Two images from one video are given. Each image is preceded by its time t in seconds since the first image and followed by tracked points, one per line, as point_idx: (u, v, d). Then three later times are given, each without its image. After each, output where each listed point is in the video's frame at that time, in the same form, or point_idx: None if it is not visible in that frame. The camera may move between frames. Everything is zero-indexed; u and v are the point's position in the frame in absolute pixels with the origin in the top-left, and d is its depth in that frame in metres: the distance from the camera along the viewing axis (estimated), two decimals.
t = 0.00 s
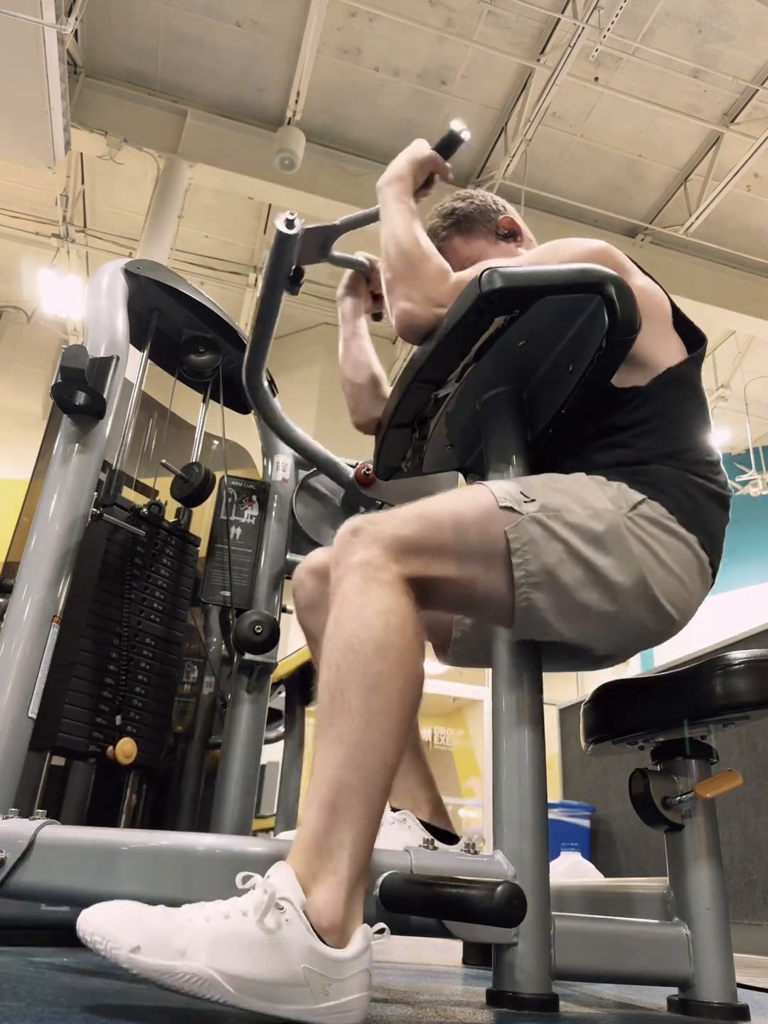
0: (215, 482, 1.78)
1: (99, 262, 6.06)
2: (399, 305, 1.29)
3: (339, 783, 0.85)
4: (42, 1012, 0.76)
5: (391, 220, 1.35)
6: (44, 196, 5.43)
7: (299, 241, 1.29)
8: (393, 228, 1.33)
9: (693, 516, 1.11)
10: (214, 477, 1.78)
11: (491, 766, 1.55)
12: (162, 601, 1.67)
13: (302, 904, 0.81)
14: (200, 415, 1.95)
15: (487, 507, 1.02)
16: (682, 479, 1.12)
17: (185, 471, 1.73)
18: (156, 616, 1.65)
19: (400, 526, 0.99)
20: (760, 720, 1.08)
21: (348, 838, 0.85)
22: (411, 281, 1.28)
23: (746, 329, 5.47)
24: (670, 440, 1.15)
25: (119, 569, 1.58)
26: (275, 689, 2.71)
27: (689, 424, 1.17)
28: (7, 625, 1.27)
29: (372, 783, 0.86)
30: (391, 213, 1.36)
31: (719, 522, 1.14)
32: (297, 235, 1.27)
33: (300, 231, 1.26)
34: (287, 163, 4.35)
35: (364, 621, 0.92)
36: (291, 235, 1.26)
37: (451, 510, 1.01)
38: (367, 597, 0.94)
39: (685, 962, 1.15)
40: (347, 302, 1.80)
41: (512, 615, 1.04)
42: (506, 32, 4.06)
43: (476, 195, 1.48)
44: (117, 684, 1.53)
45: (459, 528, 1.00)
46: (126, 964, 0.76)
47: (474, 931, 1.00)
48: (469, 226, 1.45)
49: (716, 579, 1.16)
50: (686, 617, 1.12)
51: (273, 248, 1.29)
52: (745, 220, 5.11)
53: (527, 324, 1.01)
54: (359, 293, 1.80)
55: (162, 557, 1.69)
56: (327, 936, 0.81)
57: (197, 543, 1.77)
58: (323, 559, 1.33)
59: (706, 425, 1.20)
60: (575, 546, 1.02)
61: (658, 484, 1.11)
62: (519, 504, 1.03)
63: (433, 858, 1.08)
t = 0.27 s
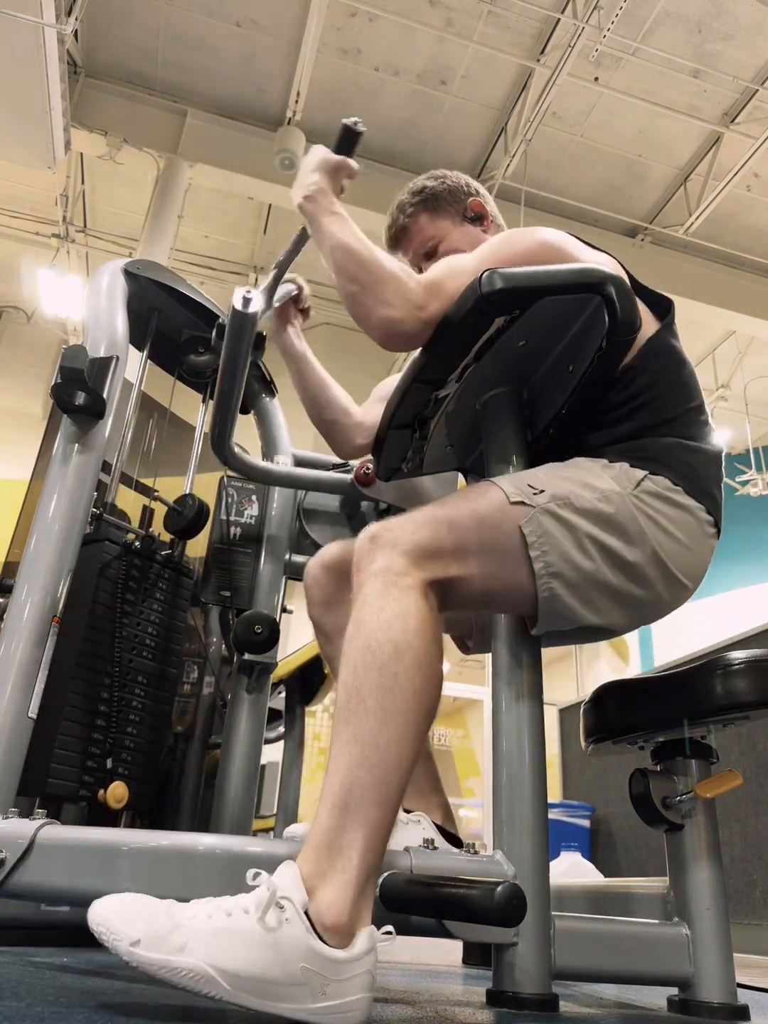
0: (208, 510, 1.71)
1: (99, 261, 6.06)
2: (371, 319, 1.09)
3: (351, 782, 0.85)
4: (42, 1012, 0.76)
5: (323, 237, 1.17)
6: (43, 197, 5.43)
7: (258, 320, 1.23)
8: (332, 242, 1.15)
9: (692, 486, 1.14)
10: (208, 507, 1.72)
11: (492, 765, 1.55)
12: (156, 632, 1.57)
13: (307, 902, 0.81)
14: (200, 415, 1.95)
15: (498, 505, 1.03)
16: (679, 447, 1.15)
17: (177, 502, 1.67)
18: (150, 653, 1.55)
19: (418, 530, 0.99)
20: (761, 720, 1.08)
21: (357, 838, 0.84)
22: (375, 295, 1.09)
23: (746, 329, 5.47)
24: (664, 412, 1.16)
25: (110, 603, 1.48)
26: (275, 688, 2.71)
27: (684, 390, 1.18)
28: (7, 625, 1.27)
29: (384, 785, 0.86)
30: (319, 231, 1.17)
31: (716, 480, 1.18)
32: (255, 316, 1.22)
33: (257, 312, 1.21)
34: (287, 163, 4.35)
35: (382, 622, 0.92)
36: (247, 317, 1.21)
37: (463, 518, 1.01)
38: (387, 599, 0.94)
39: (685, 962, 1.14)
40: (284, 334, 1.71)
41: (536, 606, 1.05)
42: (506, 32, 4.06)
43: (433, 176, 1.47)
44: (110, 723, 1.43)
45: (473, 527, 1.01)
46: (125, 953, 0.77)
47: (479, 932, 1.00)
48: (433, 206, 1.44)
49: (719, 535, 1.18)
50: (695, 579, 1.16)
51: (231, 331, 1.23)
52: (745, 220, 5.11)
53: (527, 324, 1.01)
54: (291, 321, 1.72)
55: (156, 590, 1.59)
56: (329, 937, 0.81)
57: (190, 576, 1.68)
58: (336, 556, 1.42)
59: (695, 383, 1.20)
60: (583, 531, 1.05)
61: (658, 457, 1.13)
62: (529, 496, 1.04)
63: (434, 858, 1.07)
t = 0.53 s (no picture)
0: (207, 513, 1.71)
1: (99, 262, 6.06)
2: (373, 321, 1.09)
3: (346, 786, 0.86)
4: (42, 1012, 0.76)
5: (316, 241, 1.16)
6: (44, 197, 5.43)
7: (256, 336, 1.23)
8: (328, 246, 1.14)
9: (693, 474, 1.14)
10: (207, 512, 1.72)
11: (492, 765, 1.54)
12: (155, 639, 1.57)
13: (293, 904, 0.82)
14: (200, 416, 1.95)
15: (503, 509, 1.02)
16: (681, 436, 1.15)
17: (177, 508, 1.67)
18: (149, 658, 1.55)
19: (421, 539, 1.01)
20: (761, 720, 1.08)
21: (349, 842, 0.85)
22: (375, 297, 1.09)
23: (746, 329, 5.48)
24: (664, 402, 1.15)
25: (109, 610, 1.47)
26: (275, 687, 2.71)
27: (684, 379, 1.17)
28: (7, 625, 1.27)
29: (377, 789, 0.86)
30: (311, 235, 1.16)
31: (716, 466, 1.18)
32: (254, 331, 1.22)
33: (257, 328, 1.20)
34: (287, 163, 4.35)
35: (384, 628, 0.94)
36: (247, 333, 1.21)
37: (464, 525, 1.01)
38: (391, 606, 0.96)
39: (685, 962, 1.14)
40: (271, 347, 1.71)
41: (546, 606, 1.05)
42: (506, 32, 4.06)
43: (431, 169, 1.48)
44: (109, 731, 1.43)
45: (475, 532, 1.01)
46: (111, 993, 0.80)
47: (483, 932, 1.00)
48: (433, 197, 1.45)
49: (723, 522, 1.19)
50: (703, 566, 1.16)
51: (229, 347, 1.23)
52: (745, 219, 5.11)
53: (528, 324, 1.01)
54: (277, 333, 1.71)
55: (155, 596, 1.59)
56: (319, 944, 0.81)
57: (189, 581, 1.68)
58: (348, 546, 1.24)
59: (692, 371, 1.20)
60: (589, 529, 1.05)
61: (660, 449, 1.14)
62: (534, 498, 1.03)
63: (434, 858, 1.07)
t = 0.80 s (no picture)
0: (208, 511, 1.71)
1: (99, 262, 6.06)
2: (373, 315, 1.09)
3: (341, 788, 0.86)
4: (42, 1012, 0.76)
5: (323, 238, 1.16)
6: (44, 196, 5.43)
7: (256, 324, 1.25)
8: (332, 241, 1.14)
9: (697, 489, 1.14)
10: (207, 508, 1.72)
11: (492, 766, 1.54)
12: (155, 635, 1.57)
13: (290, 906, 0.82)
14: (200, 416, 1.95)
15: (499, 518, 1.03)
16: (685, 451, 1.14)
17: (177, 503, 1.68)
18: (149, 654, 1.55)
19: (418, 539, 1.01)
20: (761, 719, 1.08)
21: (345, 842, 0.85)
22: (376, 293, 1.09)
23: (746, 329, 5.48)
24: (668, 417, 1.15)
25: (110, 605, 1.47)
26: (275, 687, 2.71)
27: (689, 395, 1.18)
28: (7, 625, 1.27)
29: (373, 790, 0.86)
30: (319, 232, 1.17)
31: (723, 482, 1.17)
32: (254, 318, 1.24)
33: (258, 314, 1.23)
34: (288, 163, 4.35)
35: (378, 630, 0.93)
36: (247, 320, 1.23)
37: (462, 531, 1.02)
38: (383, 606, 0.95)
39: (685, 962, 1.14)
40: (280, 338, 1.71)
41: (540, 614, 1.06)
42: (505, 32, 4.06)
43: (439, 176, 1.46)
44: (110, 728, 1.43)
45: (472, 539, 1.02)
46: (108, 998, 0.80)
47: (483, 932, 1.00)
48: (442, 207, 1.44)
49: (728, 540, 1.18)
50: (708, 586, 1.16)
51: (229, 335, 1.25)
52: (745, 219, 5.11)
53: (528, 324, 1.01)
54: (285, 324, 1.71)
55: (156, 592, 1.59)
56: (318, 941, 0.81)
57: (190, 578, 1.67)
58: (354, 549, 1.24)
59: (696, 386, 1.20)
60: (586, 542, 1.05)
61: (665, 468, 1.13)
62: (531, 509, 1.04)
63: (434, 857, 1.06)
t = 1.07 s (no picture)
0: (208, 510, 1.71)
1: (99, 262, 6.06)
2: (372, 313, 1.09)
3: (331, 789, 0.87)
4: (43, 1012, 0.76)
5: (324, 237, 1.16)
6: (44, 196, 5.43)
7: (257, 322, 1.25)
8: (332, 238, 1.14)
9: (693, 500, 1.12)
10: (207, 507, 1.72)
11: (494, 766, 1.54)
12: (155, 634, 1.57)
13: (288, 903, 0.82)
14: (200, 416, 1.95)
15: (479, 523, 1.04)
16: (684, 458, 1.13)
17: (177, 503, 1.67)
18: (149, 654, 1.55)
19: (411, 543, 1.03)
20: (761, 719, 1.08)
21: (338, 839, 0.86)
22: (376, 290, 1.09)
23: (746, 329, 5.48)
24: (669, 425, 1.15)
25: (110, 604, 1.47)
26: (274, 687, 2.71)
27: (692, 403, 1.18)
28: (7, 624, 1.27)
29: (362, 788, 0.88)
30: (319, 230, 1.17)
31: (721, 492, 1.16)
32: (255, 316, 1.24)
33: (258, 313, 1.23)
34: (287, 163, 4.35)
35: (359, 632, 0.94)
36: (247, 318, 1.23)
37: (439, 540, 1.03)
38: (364, 608, 0.96)
39: (685, 962, 1.14)
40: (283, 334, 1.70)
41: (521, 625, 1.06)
42: (505, 32, 4.06)
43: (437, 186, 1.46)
44: (110, 728, 1.43)
45: (457, 546, 1.03)
46: (111, 993, 0.79)
47: (482, 932, 1.00)
48: (441, 217, 1.44)
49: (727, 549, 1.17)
50: (707, 593, 1.15)
51: (230, 334, 1.25)
52: (745, 219, 5.11)
53: (528, 325, 1.01)
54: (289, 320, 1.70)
55: (155, 592, 1.59)
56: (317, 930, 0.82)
57: (190, 578, 1.67)
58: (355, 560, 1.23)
59: (699, 393, 1.21)
60: (568, 550, 1.05)
61: (657, 475, 1.12)
62: (511, 516, 1.04)
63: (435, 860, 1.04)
